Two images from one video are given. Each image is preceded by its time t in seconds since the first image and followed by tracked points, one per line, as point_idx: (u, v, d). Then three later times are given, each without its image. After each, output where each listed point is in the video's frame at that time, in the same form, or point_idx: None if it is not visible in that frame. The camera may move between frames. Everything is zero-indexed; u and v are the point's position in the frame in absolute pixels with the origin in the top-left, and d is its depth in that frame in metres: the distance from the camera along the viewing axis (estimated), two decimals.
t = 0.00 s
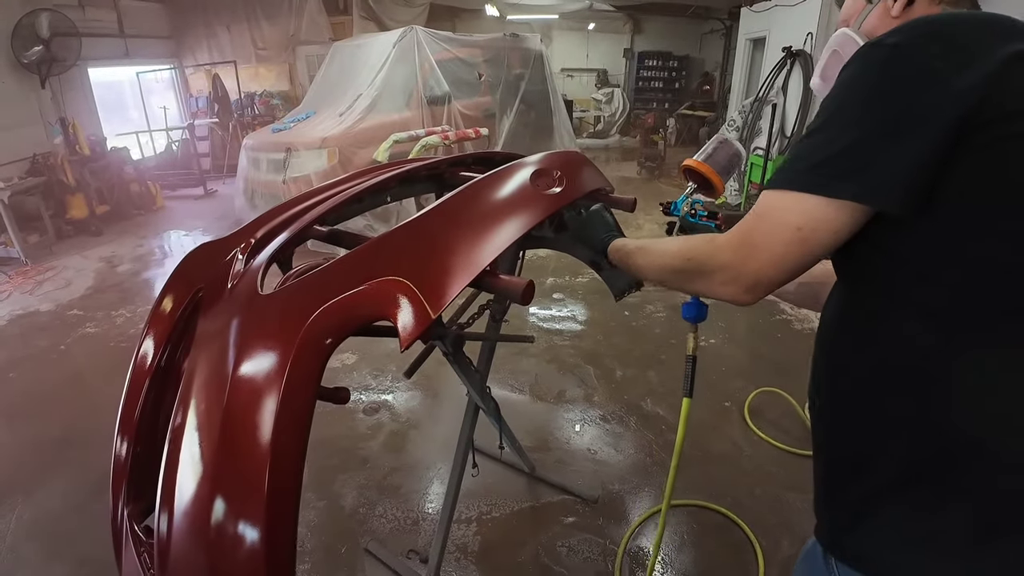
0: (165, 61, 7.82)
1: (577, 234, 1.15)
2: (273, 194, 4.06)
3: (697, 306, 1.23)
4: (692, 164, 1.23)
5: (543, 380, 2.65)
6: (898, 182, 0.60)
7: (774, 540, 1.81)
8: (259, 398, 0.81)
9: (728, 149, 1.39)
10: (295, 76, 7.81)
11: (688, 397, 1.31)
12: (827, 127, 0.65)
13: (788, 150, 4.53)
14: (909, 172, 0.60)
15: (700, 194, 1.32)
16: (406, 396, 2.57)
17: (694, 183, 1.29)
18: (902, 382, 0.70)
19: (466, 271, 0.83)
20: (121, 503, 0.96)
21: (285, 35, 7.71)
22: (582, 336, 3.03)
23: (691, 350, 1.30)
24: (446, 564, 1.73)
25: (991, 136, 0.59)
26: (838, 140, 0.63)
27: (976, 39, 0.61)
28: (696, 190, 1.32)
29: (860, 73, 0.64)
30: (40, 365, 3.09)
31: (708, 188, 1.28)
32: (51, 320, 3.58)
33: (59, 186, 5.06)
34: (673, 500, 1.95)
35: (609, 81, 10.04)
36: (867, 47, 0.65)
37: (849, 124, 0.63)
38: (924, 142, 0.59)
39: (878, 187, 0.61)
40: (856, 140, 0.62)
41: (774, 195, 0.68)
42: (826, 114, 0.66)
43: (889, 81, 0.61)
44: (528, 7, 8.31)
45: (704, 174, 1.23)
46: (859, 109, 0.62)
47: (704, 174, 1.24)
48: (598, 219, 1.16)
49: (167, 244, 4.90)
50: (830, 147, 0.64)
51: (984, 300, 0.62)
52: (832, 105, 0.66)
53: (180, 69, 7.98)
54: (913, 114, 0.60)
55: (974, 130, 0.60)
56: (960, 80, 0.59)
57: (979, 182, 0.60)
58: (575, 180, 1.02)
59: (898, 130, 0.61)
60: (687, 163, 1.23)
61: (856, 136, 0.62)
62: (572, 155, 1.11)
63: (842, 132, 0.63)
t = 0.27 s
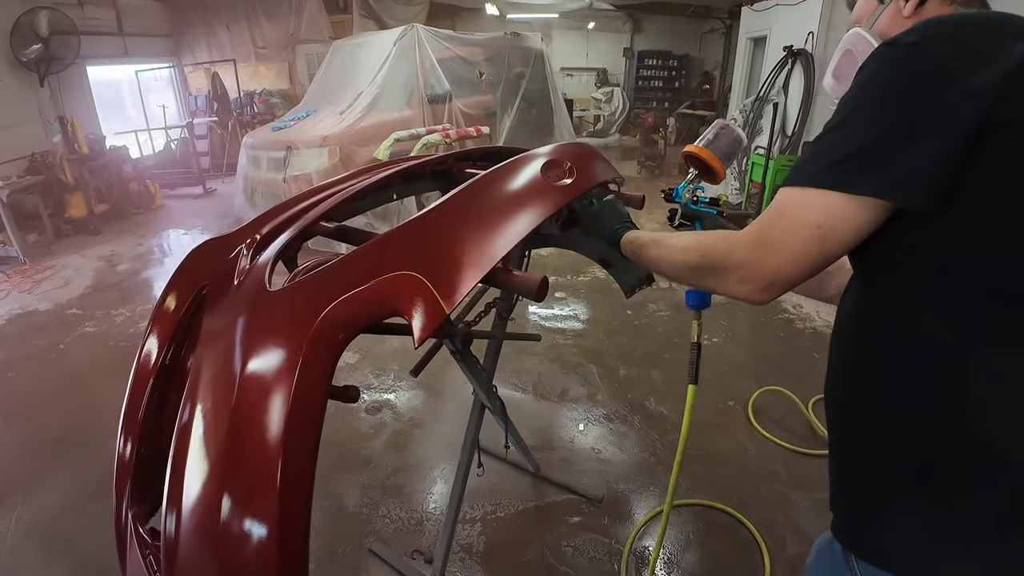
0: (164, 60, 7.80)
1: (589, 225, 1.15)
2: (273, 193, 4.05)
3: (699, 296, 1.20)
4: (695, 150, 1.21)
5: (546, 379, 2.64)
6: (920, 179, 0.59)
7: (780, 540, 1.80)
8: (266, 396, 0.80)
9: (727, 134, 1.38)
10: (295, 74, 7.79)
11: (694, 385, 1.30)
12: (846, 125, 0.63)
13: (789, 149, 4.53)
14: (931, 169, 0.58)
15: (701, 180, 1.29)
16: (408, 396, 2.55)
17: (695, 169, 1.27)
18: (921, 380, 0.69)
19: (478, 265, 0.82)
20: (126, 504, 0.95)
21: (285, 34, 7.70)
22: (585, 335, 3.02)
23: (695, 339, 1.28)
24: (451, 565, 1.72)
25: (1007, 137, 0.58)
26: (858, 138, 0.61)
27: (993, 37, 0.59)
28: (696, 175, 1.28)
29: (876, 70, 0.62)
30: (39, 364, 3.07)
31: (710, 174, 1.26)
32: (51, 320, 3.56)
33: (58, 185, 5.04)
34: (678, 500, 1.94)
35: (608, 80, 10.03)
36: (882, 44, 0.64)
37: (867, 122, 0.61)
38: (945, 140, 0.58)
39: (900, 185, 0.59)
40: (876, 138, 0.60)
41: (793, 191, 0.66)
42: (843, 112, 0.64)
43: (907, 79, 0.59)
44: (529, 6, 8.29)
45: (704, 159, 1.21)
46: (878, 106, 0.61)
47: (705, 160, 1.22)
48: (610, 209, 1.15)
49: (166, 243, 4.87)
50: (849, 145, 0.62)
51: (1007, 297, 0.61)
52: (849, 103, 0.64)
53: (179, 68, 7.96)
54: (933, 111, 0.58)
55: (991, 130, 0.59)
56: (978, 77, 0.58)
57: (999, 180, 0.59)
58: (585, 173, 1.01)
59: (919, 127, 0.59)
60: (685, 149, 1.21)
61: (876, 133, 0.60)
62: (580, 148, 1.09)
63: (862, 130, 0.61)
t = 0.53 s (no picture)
0: (161, 58, 7.76)
1: (595, 224, 1.15)
2: (272, 192, 4.04)
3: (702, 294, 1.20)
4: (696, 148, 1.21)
5: (547, 379, 2.65)
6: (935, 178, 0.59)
7: (781, 539, 1.81)
8: (275, 396, 0.80)
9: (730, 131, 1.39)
10: (292, 73, 7.78)
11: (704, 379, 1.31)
12: (857, 125, 0.63)
13: (788, 148, 4.55)
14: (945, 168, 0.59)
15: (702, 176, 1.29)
16: (408, 395, 2.55)
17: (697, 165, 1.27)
18: (930, 379, 0.69)
19: (488, 265, 0.82)
20: (133, 506, 0.95)
21: (282, 32, 7.69)
22: (585, 335, 3.02)
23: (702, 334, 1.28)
24: (455, 565, 1.72)
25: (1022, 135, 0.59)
26: (872, 137, 0.62)
27: (1004, 39, 0.60)
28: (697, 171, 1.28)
29: (889, 72, 0.63)
30: (37, 364, 3.06)
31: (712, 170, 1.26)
32: (48, 319, 3.55)
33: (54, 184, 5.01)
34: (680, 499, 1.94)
35: (606, 79, 10.02)
36: (894, 46, 0.64)
37: (881, 121, 0.61)
38: (956, 141, 0.58)
39: (915, 183, 0.60)
40: (890, 138, 0.61)
41: (805, 190, 0.66)
42: (855, 112, 0.65)
43: (920, 81, 0.60)
44: (527, 5, 8.28)
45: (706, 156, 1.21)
46: (894, 106, 0.61)
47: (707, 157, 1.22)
48: (619, 209, 1.15)
49: (164, 242, 4.85)
50: (864, 145, 0.62)
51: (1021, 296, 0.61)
52: (859, 106, 0.65)
53: (176, 66, 7.92)
54: (947, 111, 0.59)
55: (1004, 130, 0.59)
56: (990, 79, 0.58)
57: (1012, 181, 0.60)
58: (592, 172, 1.01)
59: (934, 127, 0.59)
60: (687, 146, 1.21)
61: (890, 133, 0.61)
62: (587, 147, 1.09)
63: (875, 130, 0.62)
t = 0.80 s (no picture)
0: (155, 55, 7.72)
1: (592, 223, 1.15)
2: (266, 190, 4.02)
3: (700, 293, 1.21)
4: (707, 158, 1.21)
5: (543, 377, 2.65)
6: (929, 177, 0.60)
7: (775, 536, 1.82)
8: (274, 395, 0.80)
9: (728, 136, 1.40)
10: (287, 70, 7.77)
11: (694, 376, 1.32)
12: (852, 125, 0.64)
13: (782, 148, 4.57)
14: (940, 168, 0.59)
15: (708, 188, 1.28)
16: (404, 394, 2.55)
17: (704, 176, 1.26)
18: (925, 378, 0.70)
19: (486, 263, 0.82)
20: (131, 508, 0.95)
21: (277, 30, 7.69)
22: (581, 334, 3.02)
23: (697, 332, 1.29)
24: (451, 564, 1.73)
25: (1017, 136, 0.59)
26: (868, 137, 0.62)
27: (996, 43, 0.61)
28: (704, 183, 1.27)
29: (884, 74, 0.63)
30: (30, 363, 3.04)
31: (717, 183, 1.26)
32: (42, 318, 3.52)
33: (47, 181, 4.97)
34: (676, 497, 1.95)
35: (602, 78, 10.03)
36: (889, 48, 0.65)
37: (876, 122, 0.62)
38: (950, 142, 0.59)
39: (910, 182, 0.60)
40: (885, 138, 0.61)
41: (801, 189, 0.67)
42: (850, 113, 0.65)
43: (915, 83, 0.61)
44: (523, 4, 8.28)
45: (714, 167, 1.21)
46: (889, 107, 0.61)
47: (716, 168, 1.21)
48: (615, 207, 1.14)
49: (157, 241, 4.83)
50: (859, 144, 0.62)
51: (1015, 296, 0.61)
52: (854, 106, 0.65)
53: (170, 63, 7.88)
54: (942, 112, 0.59)
55: (997, 131, 0.60)
56: (983, 81, 0.59)
57: (1005, 182, 0.60)
58: (590, 169, 1.01)
59: (929, 127, 0.60)
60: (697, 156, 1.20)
61: (885, 133, 0.61)
62: (585, 145, 1.09)
63: (870, 130, 0.62)
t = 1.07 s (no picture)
0: (147, 51, 7.67)
1: (586, 221, 1.15)
2: (260, 188, 4.00)
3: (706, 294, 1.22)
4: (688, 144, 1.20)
5: (537, 375, 2.65)
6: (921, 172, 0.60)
7: (769, 533, 1.83)
8: (267, 395, 0.79)
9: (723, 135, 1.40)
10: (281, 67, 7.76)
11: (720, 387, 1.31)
12: (845, 122, 0.64)
13: (776, 147, 4.59)
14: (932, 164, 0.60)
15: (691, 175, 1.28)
16: (399, 393, 2.55)
17: (686, 164, 1.26)
18: (917, 375, 0.70)
19: (480, 260, 0.82)
20: (123, 509, 0.94)
21: (270, 27, 7.68)
22: (576, 332, 3.03)
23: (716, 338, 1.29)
24: (446, 563, 1.72)
25: (1006, 133, 0.59)
26: (860, 133, 0.62)
27: (986, 42, 0.61)
28: (688, 171, 1.27)
29: (875, 72, 0.64)
30: (21, 362, 3.02)
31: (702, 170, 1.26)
32: (33, 317, 3.50)
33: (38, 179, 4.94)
34: (670, 494, 1.96)
35: (597, 76, 10.04)
36: (881, 46, 0.65)
37: (869, 118, 0.62)
38: (941, 138, 0.59)
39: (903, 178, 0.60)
40: (877, 134, 0.61)
41: (793, 186, 0.67)
42: (842, 110, 0.66)
43: (908, 81, 0.61)
44: (518, 2, 8.28)
45: (698, 151, 1.20)
46: (881, 103, 0.62)
47: (701, 154, 1.21)
48: (609, 204, 1.14)
49: (150, 239, 4.80)
50: (852, 140, 0.63)
51: (1008, 294, 0.62)
52: (847, 103, 0.65)
53: (162, 60, 7.83)
54: (933, 109, 0.60)
55: (988, 129, 0.60)
56: (975, 79, 0.59)
57: (995, 181, 0.61)
58: (584, 167, 1.01)
59: (920, 123, 0.60)
60: (674, 142, 1.21)
61: (877, 129, 0.61)
62: (578, 142, 1.09)
63: (863, 126, 0.62)
